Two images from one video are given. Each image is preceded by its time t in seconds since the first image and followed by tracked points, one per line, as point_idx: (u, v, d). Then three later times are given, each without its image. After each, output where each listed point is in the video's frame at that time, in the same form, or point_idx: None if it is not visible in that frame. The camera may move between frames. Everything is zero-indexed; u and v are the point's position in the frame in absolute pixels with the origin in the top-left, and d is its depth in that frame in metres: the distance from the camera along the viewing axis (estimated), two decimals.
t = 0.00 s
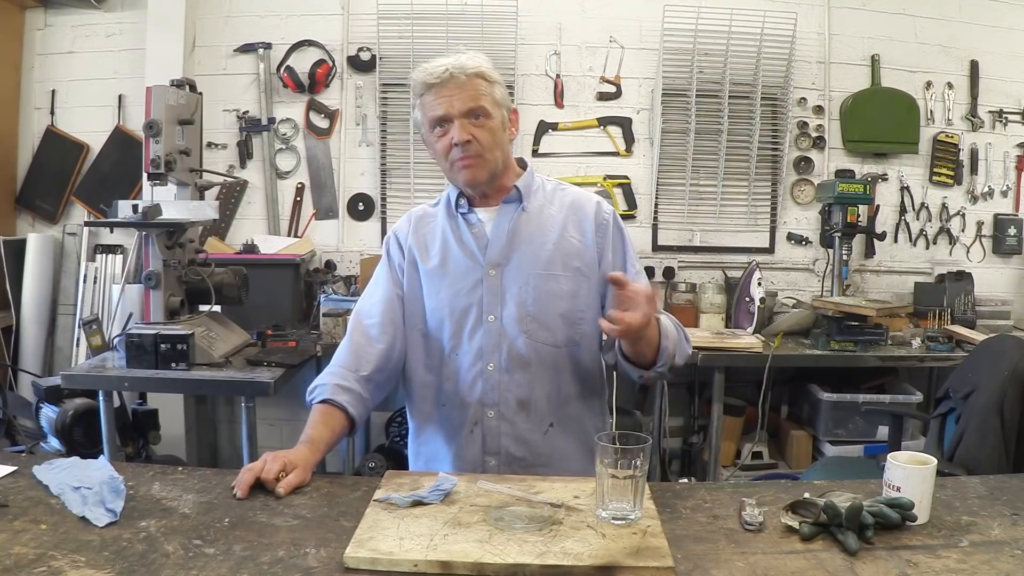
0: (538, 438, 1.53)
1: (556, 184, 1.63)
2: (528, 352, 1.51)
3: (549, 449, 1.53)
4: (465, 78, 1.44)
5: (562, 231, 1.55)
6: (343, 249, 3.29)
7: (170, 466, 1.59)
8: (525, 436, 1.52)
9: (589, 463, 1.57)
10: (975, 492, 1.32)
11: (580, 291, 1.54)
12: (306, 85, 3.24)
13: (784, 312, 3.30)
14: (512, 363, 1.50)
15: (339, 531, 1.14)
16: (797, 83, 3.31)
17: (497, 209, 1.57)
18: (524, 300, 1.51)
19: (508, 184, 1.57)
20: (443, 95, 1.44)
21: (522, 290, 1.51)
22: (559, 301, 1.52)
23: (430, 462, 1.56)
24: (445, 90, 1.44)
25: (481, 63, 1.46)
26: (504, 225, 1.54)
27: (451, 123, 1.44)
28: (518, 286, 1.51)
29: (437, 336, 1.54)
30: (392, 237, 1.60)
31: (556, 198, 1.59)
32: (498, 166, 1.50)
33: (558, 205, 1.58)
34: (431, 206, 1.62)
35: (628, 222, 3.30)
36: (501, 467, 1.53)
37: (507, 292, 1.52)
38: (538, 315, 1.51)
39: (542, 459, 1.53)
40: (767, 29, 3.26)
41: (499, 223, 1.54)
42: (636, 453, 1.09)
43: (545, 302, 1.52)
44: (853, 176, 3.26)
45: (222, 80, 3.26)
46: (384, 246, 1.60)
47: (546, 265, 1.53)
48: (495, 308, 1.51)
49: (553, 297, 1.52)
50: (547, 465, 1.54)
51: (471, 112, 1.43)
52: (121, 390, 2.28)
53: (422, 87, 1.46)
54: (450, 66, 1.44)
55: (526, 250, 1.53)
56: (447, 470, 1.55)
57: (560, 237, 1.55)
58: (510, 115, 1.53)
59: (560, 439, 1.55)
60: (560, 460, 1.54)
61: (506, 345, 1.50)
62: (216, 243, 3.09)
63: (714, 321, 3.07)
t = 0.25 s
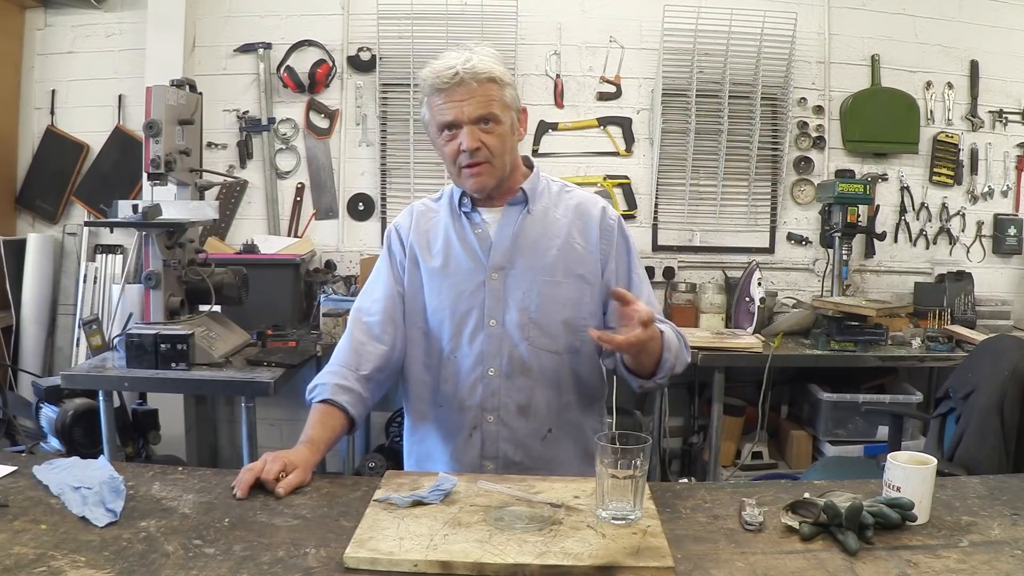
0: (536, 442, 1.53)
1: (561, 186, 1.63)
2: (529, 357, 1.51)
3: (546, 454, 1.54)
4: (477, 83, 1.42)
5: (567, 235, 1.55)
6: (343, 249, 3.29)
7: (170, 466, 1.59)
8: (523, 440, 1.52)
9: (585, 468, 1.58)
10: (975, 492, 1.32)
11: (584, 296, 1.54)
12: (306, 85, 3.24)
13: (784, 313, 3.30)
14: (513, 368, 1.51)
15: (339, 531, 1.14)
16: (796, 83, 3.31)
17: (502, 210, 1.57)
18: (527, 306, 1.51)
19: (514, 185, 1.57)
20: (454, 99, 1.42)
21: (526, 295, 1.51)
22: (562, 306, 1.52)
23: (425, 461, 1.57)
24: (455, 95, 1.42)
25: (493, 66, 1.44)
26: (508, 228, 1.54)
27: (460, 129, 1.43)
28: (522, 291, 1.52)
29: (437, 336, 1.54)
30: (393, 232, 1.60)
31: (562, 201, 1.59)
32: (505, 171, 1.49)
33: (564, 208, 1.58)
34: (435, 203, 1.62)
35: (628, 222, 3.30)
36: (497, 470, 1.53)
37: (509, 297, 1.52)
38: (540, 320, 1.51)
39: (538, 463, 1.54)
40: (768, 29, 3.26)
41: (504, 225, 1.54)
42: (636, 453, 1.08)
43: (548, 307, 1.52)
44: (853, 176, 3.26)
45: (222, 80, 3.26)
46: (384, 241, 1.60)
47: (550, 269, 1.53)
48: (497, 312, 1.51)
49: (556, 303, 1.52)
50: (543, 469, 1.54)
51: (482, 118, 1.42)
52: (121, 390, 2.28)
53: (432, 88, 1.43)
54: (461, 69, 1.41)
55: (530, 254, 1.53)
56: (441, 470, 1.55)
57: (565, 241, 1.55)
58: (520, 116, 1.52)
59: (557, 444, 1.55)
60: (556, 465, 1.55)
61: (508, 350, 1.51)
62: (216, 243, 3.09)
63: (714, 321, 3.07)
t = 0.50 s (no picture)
0: (540, 443, 1.53)
1: (565, 187, 1.63)
2: (534, 358, 1.51)
3: (550, 455, 1.53)
4: (489, 86, 1.41)
5: (572, 236, 1.55)
6: (343, 248, 3.29)
7: (170, 466, 1.59)
8: (528, 441, 1.52)
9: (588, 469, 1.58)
10: (975, 492, 1.32)
11: (588, 297, 1.54)
12: (306, 85, 3.24)
13: (784, 313, 3.30)
14: (518, 368, 1.51)
15: (339, 531, 1.14)
16: (797, 83, 3.31)
17: (507, 211, 1.56)
18: (532, 306, 1.51)
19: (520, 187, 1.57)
20: (465, 102, 1.41)
21: (531, 296, 1.51)
22: (567, 307, 1.52)
23: (427, 462, 1.57)
24: (466, 98, 1.41)
25: (505, 69, 1.43)
26: (514, 230, 1.54)
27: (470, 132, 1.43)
28: (527, 291, 1.52)
29: (440, 337, 1.54)
30: (395, 231, 1.60)
31: (566, 202, 1.59)
32: (513, 174, 1.50)
33: (568, 209, 1.58)
34: (440, 203, 1.62)
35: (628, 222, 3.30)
36: (501, 471, 1.53)
37: (514, 297, 1.52)
38: (545, 321, 1.51)
39: (543, 464, 1.53)
40: (768, 29, 3.26)
41: (509, 226, 1.54)
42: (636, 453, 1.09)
43: (553, 308, 1.52)
44: (853, 176, 3.26)
45: (222, 80, 3.26)
46: (386, 241, 1.60)
47: (555, 270, 1.53)
48: (503, 313, 1.51)
49: (561, 304, 1.52)
50: (547, 470, 1.54)
51: (493, 122, 1.41)
52: (121, 390, 2.28)
53: (443, 90, 1.42)
54: (473, 72, 1.40)
55: (535, 255, 1.53)
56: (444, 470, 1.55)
57: (569, 242, 1.55)
58: (529, 119, 1.51)
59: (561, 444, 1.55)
60: (560, 466, 1.55)
61: (513, 351, 1.51)
62: (216, 243, 3.09)
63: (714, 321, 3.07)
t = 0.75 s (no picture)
0: (554, 438, 1.53)
1: (567, 183, 1.62)
2: (543, 353, 1.51)
3: (565, 449, 1.53)
4: (509, 92, 1.39)
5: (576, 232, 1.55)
6: (343, 249, 3.29)
7: (171, 466, 1.59)
8: (542, 437, 1.52)
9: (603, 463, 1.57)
10: (976, 492, 1.32)
11: (595, 290, 1.54)
12: (306, 85, 3.24)
13: (784, 313, 3.30)
14: (528, 364, 1.51)
15: (339, 531, 1.14)
16: (797, 83, 3.31)
17: (513, 210, 1.56)
18: (540, 302, 1.51)
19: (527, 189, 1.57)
20: (484, 108, 1.39)
21: (537, 292, 1.51)
22: (574, 302, 1.52)
23: (442, 461, 1.57)
24: (485, 104, 1.39)
25: (524, 76, 1.41)
26: (520, 227, 1.52)
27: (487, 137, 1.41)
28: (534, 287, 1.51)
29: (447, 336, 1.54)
30: (397, 233, 1.60)
31: (569, 197, 1.59)
32: (525, 180, 1.49)
33: (570, 204, 1.58)
34: (442, 203, 1.62)
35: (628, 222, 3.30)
36: (517, 467, 1.53)
37: (522, 294, 1.51)
38: (553, 316, 1.51)
39: (559, 460, 1.53)
40: (768, 29, 3.26)
41: (513, 224, 1.54)
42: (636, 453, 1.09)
43: (560, 303, 1.51)
44: (853, 176, 3.26)
45: (222, 80, 3.26)
46: (388, 242, 1.60)
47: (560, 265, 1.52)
48: (511, 309, 1.51)
49: (568, 299, 1.52)
50: (562, 465, 1.54)
51: (511, 128, 1.40)
52: (121, 390, 2.28)
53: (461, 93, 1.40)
54: (493, 77, 1.38)
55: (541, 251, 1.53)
56: (460, 468, 1.55)
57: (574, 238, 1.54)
58: (541, 124, 1.51)
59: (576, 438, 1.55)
60: (575, 460, 1.55)
61: (522, 347, 1.50)
62: (216, 243, 3.09)
63: (714, 321, 3.08)
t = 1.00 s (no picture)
0: (549, 441, 1.52)
1: (566, 186, 1.62)
2: (540, 356, 1.51)
3: (560, 453, 1.53)
4: (510, 83, 1.42)
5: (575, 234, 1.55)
6: (343, 249, 3.29)
7: (170, 466, 1.59)
8: (536, 440, 1.52)
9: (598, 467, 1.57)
10: (975, 492, 1.32)
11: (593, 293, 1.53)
12: (306, 85, 3.24)
13: (784, 313, 3.30)
14: (524, 366, 1.51)
15: (339, 531, 1.14)
16: (797, 83, 3.31)
17: (512, 211, 1.56)
18: (538, 305, 1.51)
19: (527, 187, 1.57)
20: (485, 98, 1.41)
21: (536, 295, 1.51)
22: (572, 306, 1.52)
23: (436, 462, 1.57)
24: (488, 94, 1.41)
25: (523, 67, 1.44)
26: (519, 229, 1.53)
27: (491, 128, 1.42)
28: (532, 290, 1.51)
29: (445, 336, 1.54)
30: (397, 232, 1.60)
31: (568, 200, 1.58)
32: (527, 172, 1.50)
33: (570, 207, 1.58)
34: (442, 203, 1.62)
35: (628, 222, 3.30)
36: (511, 470, 1.53)
37: (519, 296, 1.51)
38: (551, 319, 1.51)
39: (553, 463, 1.53)
40: (768, 29, 3.26)
41: (513, 226, 1.54)
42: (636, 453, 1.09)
43: (558, 306, 1.51)
44: (853, 176, 3.26)
45: (222, 80, 3.26)
46: (387, 241, 1.60)
47: (559, 269, 1.52)
48: (508, 312, 1.51)
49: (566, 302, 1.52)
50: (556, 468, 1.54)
51: (513, 118, 1.42)
52: (121, 390, 2.28)
53: (462, 86, 1.42)
54: (494, 68, 1.40)
55: (539, 254, 1.53)
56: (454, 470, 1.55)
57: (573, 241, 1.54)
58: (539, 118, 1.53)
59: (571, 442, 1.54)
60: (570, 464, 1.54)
61: (519, 349, 1.50)
62: (216, 242, 3.09)
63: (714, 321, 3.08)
